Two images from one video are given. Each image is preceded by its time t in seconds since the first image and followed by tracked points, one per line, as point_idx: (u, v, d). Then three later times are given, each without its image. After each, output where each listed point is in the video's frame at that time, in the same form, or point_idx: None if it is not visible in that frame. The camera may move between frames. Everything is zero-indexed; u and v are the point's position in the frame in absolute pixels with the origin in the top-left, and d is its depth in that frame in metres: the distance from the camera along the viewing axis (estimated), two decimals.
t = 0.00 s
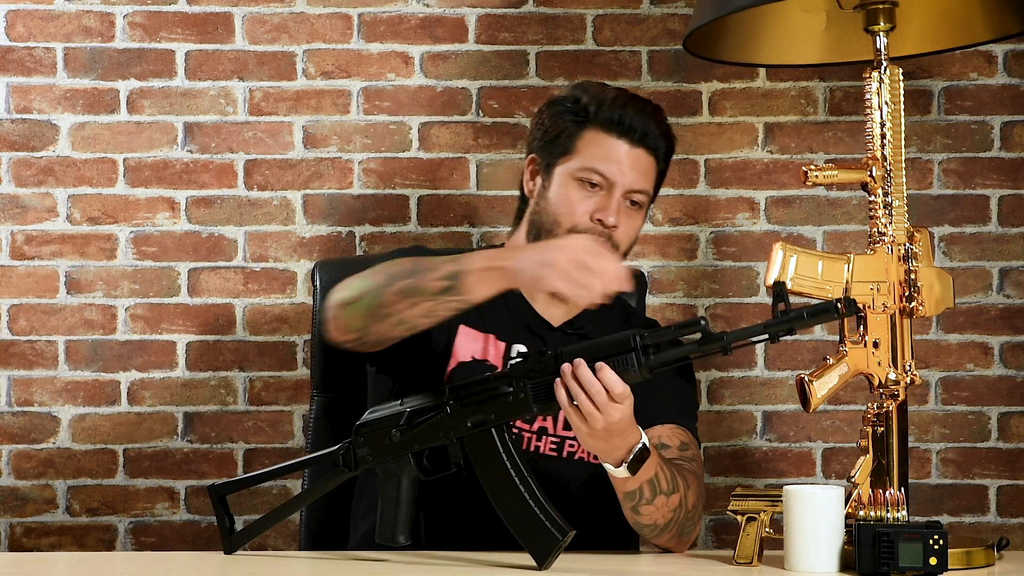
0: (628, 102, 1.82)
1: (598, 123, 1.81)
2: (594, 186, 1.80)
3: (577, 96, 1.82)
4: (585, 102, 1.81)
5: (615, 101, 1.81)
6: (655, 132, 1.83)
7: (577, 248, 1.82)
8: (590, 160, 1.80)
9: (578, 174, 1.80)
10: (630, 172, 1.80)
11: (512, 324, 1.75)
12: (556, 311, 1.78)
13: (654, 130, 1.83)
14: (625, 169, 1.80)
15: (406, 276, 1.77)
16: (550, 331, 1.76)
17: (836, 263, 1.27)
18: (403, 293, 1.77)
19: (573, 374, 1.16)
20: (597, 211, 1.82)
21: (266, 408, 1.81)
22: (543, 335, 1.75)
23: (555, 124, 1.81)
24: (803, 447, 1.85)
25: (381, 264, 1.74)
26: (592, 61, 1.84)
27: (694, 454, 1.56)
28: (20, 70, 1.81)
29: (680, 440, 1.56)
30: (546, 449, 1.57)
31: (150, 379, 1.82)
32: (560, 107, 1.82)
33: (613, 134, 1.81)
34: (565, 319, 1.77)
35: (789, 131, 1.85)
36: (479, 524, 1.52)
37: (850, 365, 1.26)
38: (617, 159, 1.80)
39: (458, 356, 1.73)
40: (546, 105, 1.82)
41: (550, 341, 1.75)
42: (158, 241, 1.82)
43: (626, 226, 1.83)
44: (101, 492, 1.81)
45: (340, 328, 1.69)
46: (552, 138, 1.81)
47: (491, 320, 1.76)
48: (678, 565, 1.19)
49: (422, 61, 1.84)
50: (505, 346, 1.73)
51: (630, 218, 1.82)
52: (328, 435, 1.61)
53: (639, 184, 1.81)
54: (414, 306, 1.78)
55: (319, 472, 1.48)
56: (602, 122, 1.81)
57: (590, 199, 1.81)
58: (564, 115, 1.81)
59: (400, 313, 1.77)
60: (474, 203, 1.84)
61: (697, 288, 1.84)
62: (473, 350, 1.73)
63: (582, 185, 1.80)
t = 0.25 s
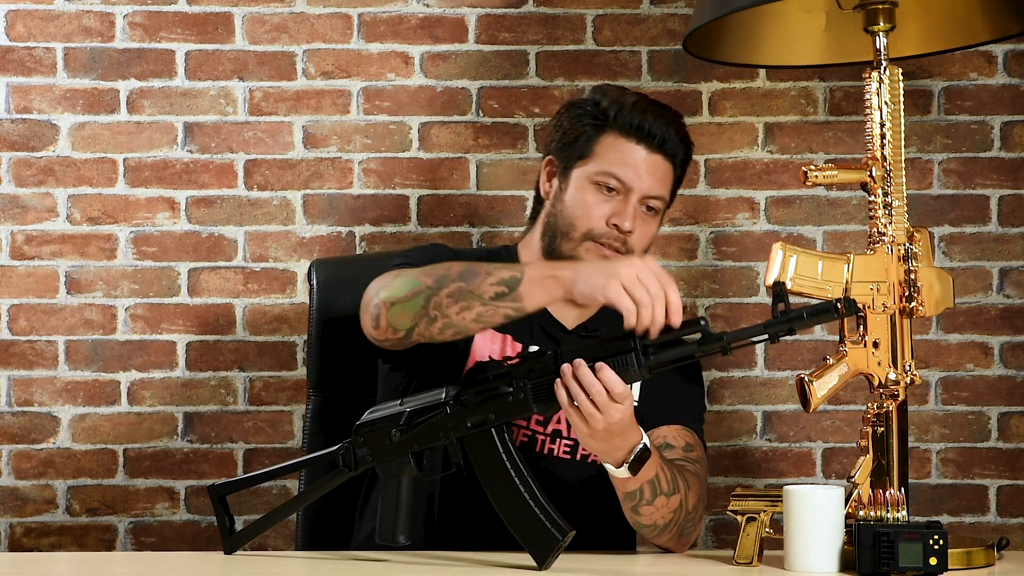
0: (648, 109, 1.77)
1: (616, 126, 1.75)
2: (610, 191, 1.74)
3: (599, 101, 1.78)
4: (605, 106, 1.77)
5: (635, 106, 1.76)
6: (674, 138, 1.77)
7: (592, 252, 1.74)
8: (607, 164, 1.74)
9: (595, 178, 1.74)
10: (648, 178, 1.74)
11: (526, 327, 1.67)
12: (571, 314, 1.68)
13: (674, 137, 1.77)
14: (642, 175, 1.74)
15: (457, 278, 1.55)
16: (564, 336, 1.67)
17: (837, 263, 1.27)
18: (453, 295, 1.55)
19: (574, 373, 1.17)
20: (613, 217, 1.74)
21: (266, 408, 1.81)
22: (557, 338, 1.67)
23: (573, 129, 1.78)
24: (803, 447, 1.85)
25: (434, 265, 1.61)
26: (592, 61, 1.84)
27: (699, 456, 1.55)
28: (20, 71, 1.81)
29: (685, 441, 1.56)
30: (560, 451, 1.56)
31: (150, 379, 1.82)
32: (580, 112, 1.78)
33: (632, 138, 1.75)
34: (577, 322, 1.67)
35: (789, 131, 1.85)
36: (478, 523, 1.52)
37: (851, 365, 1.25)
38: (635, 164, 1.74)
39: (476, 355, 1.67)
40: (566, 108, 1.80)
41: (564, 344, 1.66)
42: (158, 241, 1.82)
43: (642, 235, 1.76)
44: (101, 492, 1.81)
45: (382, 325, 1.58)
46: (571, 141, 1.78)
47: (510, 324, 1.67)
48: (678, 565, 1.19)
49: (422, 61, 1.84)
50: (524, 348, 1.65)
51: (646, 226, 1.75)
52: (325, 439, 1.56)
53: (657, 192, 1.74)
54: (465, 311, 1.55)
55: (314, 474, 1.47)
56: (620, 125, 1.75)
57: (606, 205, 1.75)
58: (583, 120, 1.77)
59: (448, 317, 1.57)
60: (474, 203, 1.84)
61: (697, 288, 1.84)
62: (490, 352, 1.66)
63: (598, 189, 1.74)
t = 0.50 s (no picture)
0: (664, 110, 1.59)
1: (630, 128, 1.59)
2: (621, 194, 1.57)
3: (612, 103, 1.62)
4: (618, 109, 1.61)
5: (648, 109, 1.59)
6: (687, 143, 1.59)
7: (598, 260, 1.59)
8: (618, 167, 1.58)
9: (605, 181, 1.58)
10: (660, 184, 1.57)
11: (534, 328, 1.59)
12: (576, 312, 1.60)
13: (686, 142, 1.59)
14: (654, 180, 1.57)
15: (457, 283, 1.41)
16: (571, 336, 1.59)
17: (837, 262, 1.25)
18: (452, 301, 1.40)
19: (574, 373, 1.16)
20: (622, 221, 1.56)
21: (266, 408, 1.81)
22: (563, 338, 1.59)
23: (583, 130, 1.62)
24: (803, 447, 1.85)
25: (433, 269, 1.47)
26: (592, 61, 1.84)
27: (702, 457, 1.55)
28: (20, 71, 1.81)
29: (688, 441, 1.56)
30: (567, 453, 1.57)
31: (150, 379, 1.82)
32: (592, 111, 1.62)
33: (645, 140, 1.58)
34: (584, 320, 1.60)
35: (790, 131, 1.85)
36: (478, 522, 1.53)
37: (850, 365, 1.24)
38: (648, 169, 1.57)
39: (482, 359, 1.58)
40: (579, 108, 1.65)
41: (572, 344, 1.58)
42: (158, 241, 1.82)
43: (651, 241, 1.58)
44: (101, 492, 1.81)
45: (382, 330, 1.47)
46: (582, 143, 1.62)
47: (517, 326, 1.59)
48: (678, 565, 1.19)
49: (422, 61, 1.84)
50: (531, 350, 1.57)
51: (655, 232, 1.58)
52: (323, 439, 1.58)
53: (669, 199, 1.58)
54: (465, 318, 1.39)
55: (309, 478, 1.52)
56: (634, 127, 1.58)
57: (616, 209, 1.57)
58: (594, 119, 1.61)
59: (448, 322, 1.40)
60: (474, 203, 1.84)
61: (697, 288, 1.85)
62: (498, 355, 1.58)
63: (608, 193, 1.58)
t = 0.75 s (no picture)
0: (661, 109, 1.59)
1: (628, 127, 1.59)
2: (620, 193, 1.57)
3: (610, 103, 1.62)
4: (616, 108, 1.61)
5: (646, 108, 1.59)
6: (685, 141, 1.59)
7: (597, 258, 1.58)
8: (616, 166, 1.58)
9: (604, 180, 1.58)
10: (658, 181, 1.57)
11: (534, 328, 1.59)
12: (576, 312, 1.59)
13: (684, 140, 1.59)
14: (652, 178, 1.56)
15: (455, 285, 1.40)
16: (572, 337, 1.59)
17: (837, 263, 1.25)
18: (450, 303, 1.39)
19: (574, 373, 1.16)
20: (621, 220, 1.56)
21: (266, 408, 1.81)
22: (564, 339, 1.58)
23: (581, 130, 1.62)
24: (803, 447, 1.85)
25: (433, 270, 1.47)
26: (592, 61, 1.84)
27: (702, 457, 1.55)
28: (20, 70, 1.81)
29: (688, 441, 1.56)
30: (566, 453, 1.57)
31: (150, 379, 1.82)
32: (590, 111, 1.63)
33: (643, 139, 1.58)
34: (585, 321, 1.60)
35: (789, 131, 1.85)
36: (478, 522, 1.53)
37: (850, 365, 1.24)
38: (646, 167, 1.57)
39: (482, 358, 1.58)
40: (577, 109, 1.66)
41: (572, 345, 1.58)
42: (158, 241, 1.82)
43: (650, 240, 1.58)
44: (101, 492, 1.81)
45: (383, 331, 1.47)
46: (581, 143, 1.62)
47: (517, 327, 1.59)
48: (678, 565, 1.19)
49: (422, 61, 1.84)
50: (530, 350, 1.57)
51: (654, 231, 1.58)
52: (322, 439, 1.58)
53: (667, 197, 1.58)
54: (463, 320, 1.38)
55: (307, 478, 1.53)
56: (632, 126, 1.58)
57: (614, 208, 1.57)
58: (592, 119, 1.62)
59: (447, 324, 1.40)
60: (474, 203, 1.84)
61: (697, 288, 1.85)
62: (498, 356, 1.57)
63: (607, 192, 1.58)
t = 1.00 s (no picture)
0: (658, 106, 1.59)
1: (625, 126, 1.59)
2: (618, 192, 1.57)
3: (607, 101, 1.62)
4: (613, 107, 1.61)
5: (642, 106, 1.59)
6: (682, 139, 1.59)
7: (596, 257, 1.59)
8: (613, 164, 1.58)
9: (602, 179, 1.58)
10: (655, 179, 1.57)
11: (534, 327, 1.60)
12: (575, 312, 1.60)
13: (682, 138, 1.59)
14: (650, 176, 1.56)
15: (455, 282, 1.40)
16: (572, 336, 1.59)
17: (837, 262, 1.25)
18: (450, 301, 1.39)
19: (574, 373, 1.16)
20: (620, 218, 1.56)
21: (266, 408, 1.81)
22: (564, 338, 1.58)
23: (579, 129, 1.62)
24: (803, 447, 1.85)
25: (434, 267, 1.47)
26: (592, 61, 1.84)
27: (702, 457, 1.55)
28: (20, 70, 1.81)
29: (688, 441, 1.56)
30: (566, 453, 1.57)
31: (150, 379, 1.82)
32: (587, 110, 1.62)
33: (640, 138, 1.58)
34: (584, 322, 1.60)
35: (790, 131, 1.85)
36: (478, 521, 1.53)
37: (850, 365, 1.24)
38: (644, 165, 1.57)
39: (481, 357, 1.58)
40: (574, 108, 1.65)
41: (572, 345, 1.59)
42: (158, 241, 1.82)
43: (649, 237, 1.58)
44: (101, 492, 1.81)
45: (384, 328, 1.48)
46: (578, 142, 1.62)
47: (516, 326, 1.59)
48: (678, 565, 1.19)
49: (422, 61, 1.84)
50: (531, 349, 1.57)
51: (653, 228, 1.58)
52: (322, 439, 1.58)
53: (665, 195, 1.58)
54: (463, 317, 1.38)
55: (307, 478, 1.52)
56: (629, 125, 1.58)
57: (612, 206, 1.57)
58: (589, 118, 1.61)
59: (447, 322, 1.40)
60: (474, 203, 1.84)
61: (697, 288, 1.85)
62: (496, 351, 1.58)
63: (605, 190, 1.58)
